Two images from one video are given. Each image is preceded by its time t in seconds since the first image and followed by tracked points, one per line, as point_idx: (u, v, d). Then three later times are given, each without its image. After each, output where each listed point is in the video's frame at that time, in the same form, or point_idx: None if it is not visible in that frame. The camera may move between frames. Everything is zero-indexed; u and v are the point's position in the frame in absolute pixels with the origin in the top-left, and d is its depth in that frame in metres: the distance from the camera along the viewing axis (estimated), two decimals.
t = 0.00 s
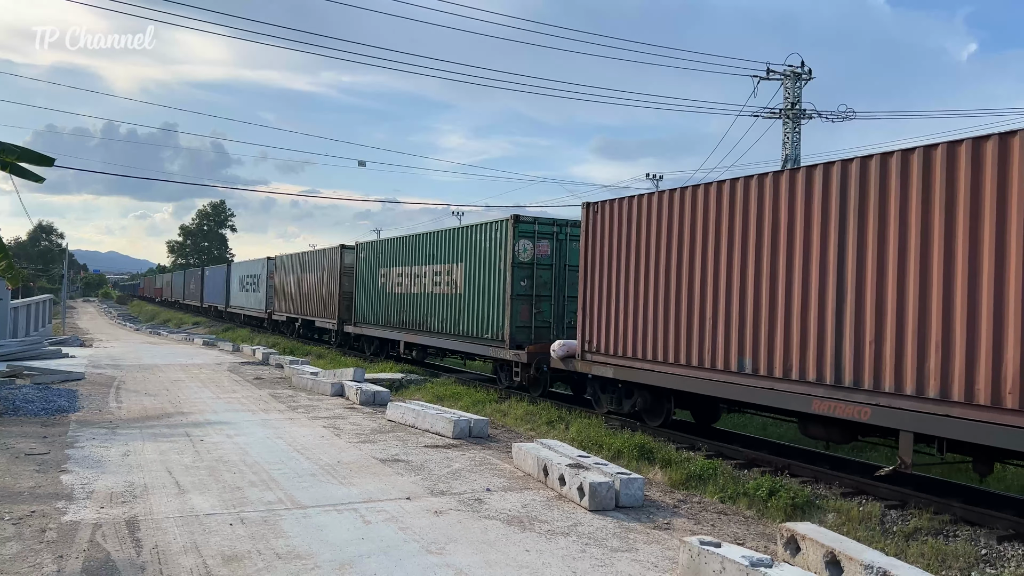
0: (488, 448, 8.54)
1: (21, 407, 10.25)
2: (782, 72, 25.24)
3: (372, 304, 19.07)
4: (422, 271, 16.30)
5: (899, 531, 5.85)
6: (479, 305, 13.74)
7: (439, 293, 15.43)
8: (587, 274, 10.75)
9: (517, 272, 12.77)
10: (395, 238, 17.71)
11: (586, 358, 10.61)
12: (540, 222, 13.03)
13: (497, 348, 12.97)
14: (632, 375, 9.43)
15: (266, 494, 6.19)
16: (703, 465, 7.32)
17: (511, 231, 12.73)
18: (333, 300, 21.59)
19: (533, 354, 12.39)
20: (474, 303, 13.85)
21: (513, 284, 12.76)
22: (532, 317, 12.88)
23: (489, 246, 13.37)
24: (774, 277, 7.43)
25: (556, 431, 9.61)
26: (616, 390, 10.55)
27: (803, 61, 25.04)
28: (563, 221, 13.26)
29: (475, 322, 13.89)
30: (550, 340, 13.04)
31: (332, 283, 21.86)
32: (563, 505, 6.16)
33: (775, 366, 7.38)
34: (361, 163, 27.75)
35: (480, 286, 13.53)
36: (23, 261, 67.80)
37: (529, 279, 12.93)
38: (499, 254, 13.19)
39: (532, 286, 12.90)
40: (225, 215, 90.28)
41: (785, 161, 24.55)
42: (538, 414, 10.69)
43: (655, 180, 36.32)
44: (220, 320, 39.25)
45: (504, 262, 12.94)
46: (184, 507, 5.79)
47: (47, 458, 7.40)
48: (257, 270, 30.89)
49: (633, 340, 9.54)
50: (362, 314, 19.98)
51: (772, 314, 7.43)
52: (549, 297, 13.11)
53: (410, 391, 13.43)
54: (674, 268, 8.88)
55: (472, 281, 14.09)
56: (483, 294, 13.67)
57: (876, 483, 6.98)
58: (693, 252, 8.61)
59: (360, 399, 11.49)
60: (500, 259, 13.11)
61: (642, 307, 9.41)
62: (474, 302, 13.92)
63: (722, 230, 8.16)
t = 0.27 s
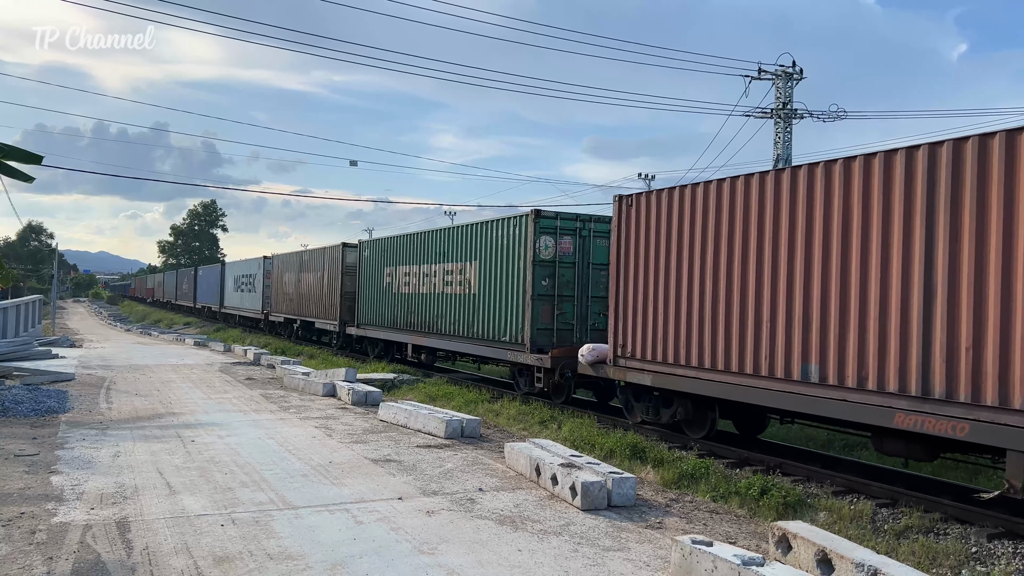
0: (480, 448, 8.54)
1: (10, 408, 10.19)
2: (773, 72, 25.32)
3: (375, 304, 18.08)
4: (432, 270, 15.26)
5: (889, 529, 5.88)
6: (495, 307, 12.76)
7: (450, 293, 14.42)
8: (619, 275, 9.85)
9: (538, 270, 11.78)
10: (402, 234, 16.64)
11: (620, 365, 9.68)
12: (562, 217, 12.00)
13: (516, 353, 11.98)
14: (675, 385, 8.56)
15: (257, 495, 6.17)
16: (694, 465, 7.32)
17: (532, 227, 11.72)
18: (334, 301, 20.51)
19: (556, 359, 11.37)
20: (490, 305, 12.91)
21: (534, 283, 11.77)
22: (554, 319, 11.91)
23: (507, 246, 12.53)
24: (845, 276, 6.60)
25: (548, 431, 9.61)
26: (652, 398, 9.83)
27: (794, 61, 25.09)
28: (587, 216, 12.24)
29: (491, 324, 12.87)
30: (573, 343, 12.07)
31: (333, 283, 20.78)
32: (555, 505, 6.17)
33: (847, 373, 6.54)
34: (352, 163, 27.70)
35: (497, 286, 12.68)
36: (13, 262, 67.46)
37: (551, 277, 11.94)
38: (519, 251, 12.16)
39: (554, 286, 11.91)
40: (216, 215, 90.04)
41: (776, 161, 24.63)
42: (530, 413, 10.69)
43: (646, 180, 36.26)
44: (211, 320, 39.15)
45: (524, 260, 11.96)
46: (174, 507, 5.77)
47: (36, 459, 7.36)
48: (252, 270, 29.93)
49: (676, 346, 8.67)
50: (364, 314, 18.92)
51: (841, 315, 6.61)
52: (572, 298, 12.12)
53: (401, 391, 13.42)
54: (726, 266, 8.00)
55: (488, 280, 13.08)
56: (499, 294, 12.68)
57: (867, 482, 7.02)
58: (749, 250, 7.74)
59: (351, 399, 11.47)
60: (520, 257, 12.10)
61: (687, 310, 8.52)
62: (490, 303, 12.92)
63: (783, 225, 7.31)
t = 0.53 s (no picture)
0: (474, 448, 8.54)
1: (3, 408, 10.16)
2: (766, 72, 25.36)
3: (383, 303, 17.47)
4: (447, 268, 14.58)
5: (883, 527, 5.90)
6: (518, 307, 12.13)
7: (468, 292, 13.77)
8: (662, 273, 9.03)
9: (565, 269, 11.16)
10: (413, 231, 15.92)
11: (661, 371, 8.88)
12: (591, 212, 11.37)
13: (542, 357, 11.36)
14: (727, 394, 7.73)
15: (251, 495, 6.16)
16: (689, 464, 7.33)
17: (559, 223, 11.09)
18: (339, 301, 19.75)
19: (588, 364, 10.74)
20: (513, 305, 12.28)
21: (562, 283, 11.15)
22: (582, 321, 11.33)
23: (531, 242, 11.89)
24: (938, 271, 5.73)
25: (543, 430, 9.62)
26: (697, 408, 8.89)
27: (788, 61, 25.14)
28: (616, 211, 11.61)
29: (514, 326, 12.24)
30: (602, 347, 11.48)
31: (338, 283, 20.00)
32: (550, 504, 6.18)
33: (942, 384, 5.66)
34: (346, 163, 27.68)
35: (520, 286, 12.05)
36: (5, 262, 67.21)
37: (580, 276, 11.31)
38: (545, 249, 11.51)
39: (582, 285, 11.31)
40: (210, 215, 89.84)
41: (769, 161, 24.67)
42: (525, 413, 10.70)
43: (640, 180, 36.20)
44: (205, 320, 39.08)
45: (551, 259, 11.32)
46: (169, 508, 5.76)
47: (29, 460, 7.34)
48: (250, 269, 29.24)
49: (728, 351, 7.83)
50: (372, 314, 18.19)
51: (933, 316, 5.74)
52: (601, 298, 11.51)
53: (396, 391, 13.41)
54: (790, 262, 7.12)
55: (509, 279, 12.42)
56: (522, 295, 12.06)
57: (860, 480, 7.04)
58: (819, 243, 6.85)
59: (346, 400, 11.46)
60: (545, 254, 11.47)
61: (743, 310, 7.68)
62: (513, 303, 12.28)
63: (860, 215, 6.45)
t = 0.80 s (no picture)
0: (472, 447, 8.55)
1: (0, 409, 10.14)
2: (764, 71, 25.38)
3: (398, 303, 16.68)
4: (468, 267, 13.81)
5: (880, 526, 5.92)
6: (548, 308, 11.36)
7: (492, 293, 12.98)
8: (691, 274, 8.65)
9: (601, 267, 10.34)
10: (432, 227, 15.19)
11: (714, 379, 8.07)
12: (628, 205, 10.54)
13: (576, 363, 10.57)
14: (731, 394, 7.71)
15: (249, 495, 6.17)
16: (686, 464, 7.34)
17: (594, 217, 10.29)
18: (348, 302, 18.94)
19: (627, 370, 9.94)
20: (543, 306, 11.50)
21: (597, 282, 10.36)
22: (619, 323, 10.51)
23: (563, 238, 11.12)
24: (1006, 273, 5.32)
25: (541, 430, 9.63)
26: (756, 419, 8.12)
27: (785, 61, 25.16)
28: (655, 204, 10.73)
29: (544, 328, 11.46)
30: (639, 352, 10.68)
31: (347, 283, 19.18)
32: (547, 503, 6.19)
33: (1010, 390, 5.26)
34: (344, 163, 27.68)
35: (552, 285, 11.27)
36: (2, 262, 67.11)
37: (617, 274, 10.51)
38: (579, 245, 10.72)
39: (619, 284, 10.49)
40: (207, 215, 89.77)
41: (767, 161, 24.69)
42: (523, 413, 10.70)
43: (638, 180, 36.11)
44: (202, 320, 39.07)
45: (586, 256, 10.54)
46: (167, 508, 5.77)
47: (26, 461, 7.33)
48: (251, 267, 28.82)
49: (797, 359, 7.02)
50: (385, 316, 17.39)
51: (944, 316, 5.73)
52: (640, 298, 10.68)
53: (394, 391, 13.41)
54: (872, 259, 6.33)
55: (539, 278, 11.65)
56: (552, 295, 11.30)
57: (857, 479, 7.05)
58: (866, 241, 6.41)
59: (344, 399, 11.46)
60: (579, 251, 10.68)
61: (815, 315, 6.85)
62: (543, 304, 11.50)
63: (960, 206, 5.68)
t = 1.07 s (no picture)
0: (473, 447, 8.55)
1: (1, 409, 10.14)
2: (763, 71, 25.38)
3: (415, 304, 15.84)
4: (494, 265, 13.02)
5: (880, 525, 5.92)
6: (586, 309, 10.54)
7: (521, 292, 12.18)
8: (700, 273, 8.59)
9: (646, 265, 9.55)
10: (454, 223, 14.38)
11: (786, 388, 7.26)
12: (675, 197, 9.78)
13: (619, 369, 9.74)
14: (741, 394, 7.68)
15: (249, 494, 6.17)
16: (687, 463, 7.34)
17: (639, 210, 9.50)
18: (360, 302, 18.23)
19: (680, 378, 8.97)
20: (581, 306, 10.68)
21: (642, 282, 9.56)
22: (665, 326, 9.72)
23: (603, 234, 10.33)
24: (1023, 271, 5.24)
25: (541, 429, 9.63)
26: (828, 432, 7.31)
27: (785, 60, 25.15)
28: (704, 196, 10.02)
29: (582, 331, 10.63)
30: (686, 356, 9.89)
31: (359, 283, 18.44)
32: (547, 502, 6.19)
33: None
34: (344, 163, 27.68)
35: (590, 285, 10.46)
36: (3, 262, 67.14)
37: (662, 273, 9.73)
38: (621, 241, 9.93)
39: (665, 283, 9.71)
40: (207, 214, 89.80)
41: (767, 160, 24.70)
42: (523, 412, 10.70)
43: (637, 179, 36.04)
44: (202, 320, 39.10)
45: (629, 252, 9.74)
46: (167, 507, 5.77)
47: (26, 460, 7.34)
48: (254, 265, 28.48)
49: (886, 358, 6.21)
50: (400, 316, 16.54)
51: (960, 315, 5.66)
52: (687, 299, 9.91)
53: (395, 391, 13.43)
54: (930, 255, 5.89)
55: (575, 276, 10.86)
56: (590, 296, 10.51)
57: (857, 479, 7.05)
58: (879, 240, 6.35)
59: (344, 399, 11.46)
60: (622, 248, 9.89)
61: (866, 314, 6.42)
62: (581, 305, 10.68)
63: (976, 204, 5.60)
